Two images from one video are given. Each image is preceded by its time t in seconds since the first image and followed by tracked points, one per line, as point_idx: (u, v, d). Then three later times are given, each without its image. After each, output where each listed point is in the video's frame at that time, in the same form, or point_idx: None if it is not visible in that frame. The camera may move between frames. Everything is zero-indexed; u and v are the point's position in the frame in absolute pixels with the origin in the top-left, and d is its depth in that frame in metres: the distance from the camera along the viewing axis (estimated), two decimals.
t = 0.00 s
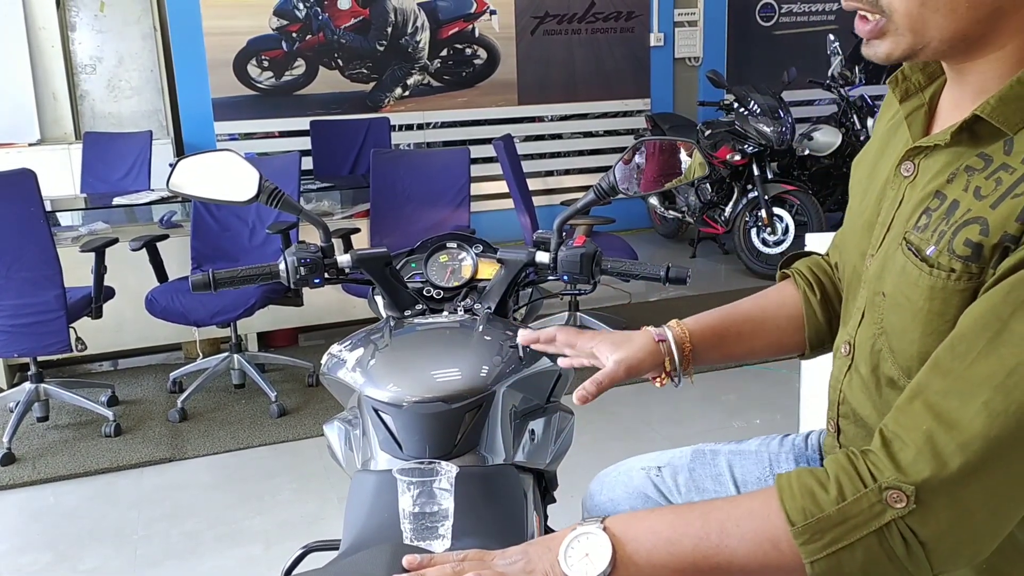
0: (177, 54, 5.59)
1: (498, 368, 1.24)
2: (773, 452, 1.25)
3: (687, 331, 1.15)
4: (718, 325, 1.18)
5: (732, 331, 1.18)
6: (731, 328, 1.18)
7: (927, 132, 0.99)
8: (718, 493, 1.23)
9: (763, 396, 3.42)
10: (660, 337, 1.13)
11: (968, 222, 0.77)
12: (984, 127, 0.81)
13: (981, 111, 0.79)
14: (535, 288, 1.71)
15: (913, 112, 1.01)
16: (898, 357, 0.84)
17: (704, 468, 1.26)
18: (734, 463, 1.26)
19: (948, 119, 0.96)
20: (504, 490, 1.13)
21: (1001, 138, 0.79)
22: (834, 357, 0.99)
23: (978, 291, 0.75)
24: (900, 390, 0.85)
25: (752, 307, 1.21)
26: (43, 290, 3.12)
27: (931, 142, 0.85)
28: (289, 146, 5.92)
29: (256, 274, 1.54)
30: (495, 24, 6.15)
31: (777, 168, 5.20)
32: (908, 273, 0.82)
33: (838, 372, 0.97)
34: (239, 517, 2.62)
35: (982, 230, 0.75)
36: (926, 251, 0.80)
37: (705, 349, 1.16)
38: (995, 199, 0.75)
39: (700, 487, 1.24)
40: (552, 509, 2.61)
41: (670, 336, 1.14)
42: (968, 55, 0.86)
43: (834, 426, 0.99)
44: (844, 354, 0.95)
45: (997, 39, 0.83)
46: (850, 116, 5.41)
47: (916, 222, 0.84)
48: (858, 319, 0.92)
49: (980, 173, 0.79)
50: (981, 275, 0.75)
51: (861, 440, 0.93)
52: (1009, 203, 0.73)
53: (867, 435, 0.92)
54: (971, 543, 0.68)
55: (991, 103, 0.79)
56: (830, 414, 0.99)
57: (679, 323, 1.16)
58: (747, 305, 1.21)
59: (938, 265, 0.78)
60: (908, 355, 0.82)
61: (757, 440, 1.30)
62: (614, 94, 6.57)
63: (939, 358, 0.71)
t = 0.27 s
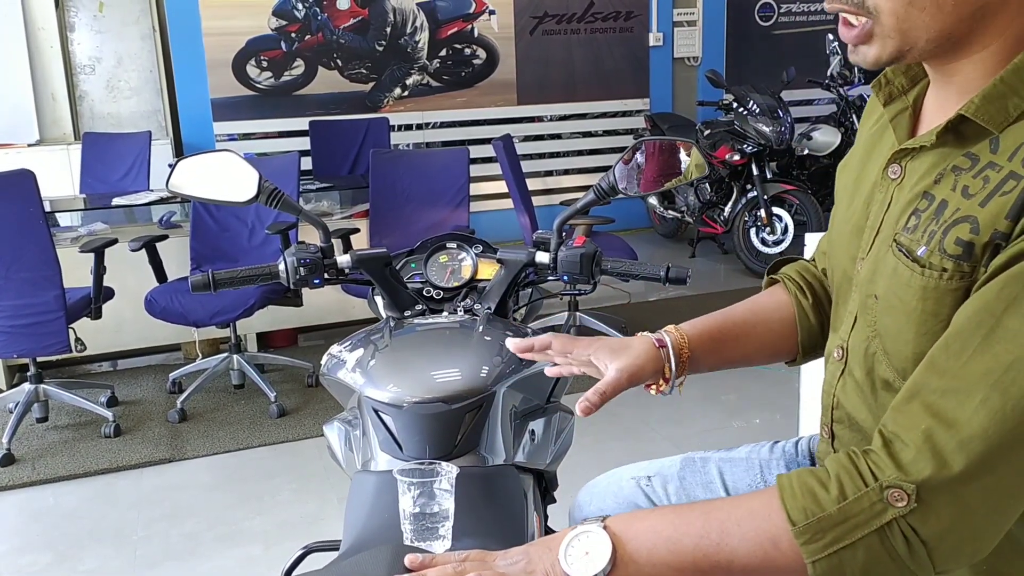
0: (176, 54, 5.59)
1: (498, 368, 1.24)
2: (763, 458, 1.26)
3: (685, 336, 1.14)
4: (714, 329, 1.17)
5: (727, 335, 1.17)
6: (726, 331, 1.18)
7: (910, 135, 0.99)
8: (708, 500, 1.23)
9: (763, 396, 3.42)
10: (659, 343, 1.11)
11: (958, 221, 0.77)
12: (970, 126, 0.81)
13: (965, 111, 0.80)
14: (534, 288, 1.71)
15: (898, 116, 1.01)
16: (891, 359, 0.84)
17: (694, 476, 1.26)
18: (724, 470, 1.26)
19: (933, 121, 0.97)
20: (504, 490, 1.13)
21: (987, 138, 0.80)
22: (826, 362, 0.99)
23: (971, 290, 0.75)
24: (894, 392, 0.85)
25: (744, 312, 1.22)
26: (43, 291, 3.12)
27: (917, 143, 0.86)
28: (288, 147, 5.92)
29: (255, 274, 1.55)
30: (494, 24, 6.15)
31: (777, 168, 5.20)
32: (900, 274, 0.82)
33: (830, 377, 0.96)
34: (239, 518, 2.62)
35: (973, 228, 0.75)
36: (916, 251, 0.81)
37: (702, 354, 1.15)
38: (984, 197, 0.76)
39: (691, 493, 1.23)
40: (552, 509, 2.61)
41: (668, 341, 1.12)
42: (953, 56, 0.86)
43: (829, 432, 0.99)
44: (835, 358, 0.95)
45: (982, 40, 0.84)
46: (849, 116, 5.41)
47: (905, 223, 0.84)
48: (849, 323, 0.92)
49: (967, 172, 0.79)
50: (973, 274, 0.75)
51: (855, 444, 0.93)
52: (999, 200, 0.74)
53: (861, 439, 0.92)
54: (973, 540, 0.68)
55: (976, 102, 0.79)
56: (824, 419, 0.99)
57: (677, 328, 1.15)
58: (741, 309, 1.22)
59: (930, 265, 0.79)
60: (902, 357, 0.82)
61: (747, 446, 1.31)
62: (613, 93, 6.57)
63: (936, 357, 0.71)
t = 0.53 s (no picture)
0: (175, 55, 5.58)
1: (496, 368, 1.24)
2: (747, 466, 1.26)
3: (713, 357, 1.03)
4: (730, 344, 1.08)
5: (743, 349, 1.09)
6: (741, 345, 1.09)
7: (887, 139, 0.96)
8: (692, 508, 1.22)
9: (762, 396, 3.42)
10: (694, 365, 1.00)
11: (944, 221, 0.77)
12: (950, 126, 0.81)
13: (945, 111, 0.80)
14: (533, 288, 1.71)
15: (871, 119, 0.99)
16: (880, 363, 0.84)
17: (678, 485, 1.26)
18: (708, 479, 1.26)
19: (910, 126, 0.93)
20: (502, 489, 1.13)
21: (965, 137, 0.80)
22: (809, 368, 0.99)
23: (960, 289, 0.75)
24: (883, 396, 0.85)
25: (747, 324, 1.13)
26: (41, 292, 3.11)
27: (896, 147, 0.86)
28: (287, 147, 5.92)
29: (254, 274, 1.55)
30: (493, 24, 6.15)
31: (776, 168, 5.20)
32: (886, 276, 0.82)
33: (815, 383, 0.96)
34: (239, 518, 2.62)
35: (960, 228, 0.75)
36: (903, 253, 0.81)
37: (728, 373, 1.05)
38: (968, 196, 0.76)
39: (675, 502, 1.23)
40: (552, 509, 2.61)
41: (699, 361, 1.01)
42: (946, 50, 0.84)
43: (813, 440, 0.98)
44: (819, 364, 0.95)
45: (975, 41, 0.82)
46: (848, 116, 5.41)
47: (888, 226, 0.84)
48: (833, 328, 0.92)
49: (948, 172, 0.79)
50: (961, 274, 0.75)
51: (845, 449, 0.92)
52: (983, 198, 0.74)
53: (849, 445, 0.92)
54: (972, 538, 0.69)
55: (956, 102, 0.80)
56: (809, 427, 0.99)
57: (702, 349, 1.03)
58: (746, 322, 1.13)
59: (918, 266, 0.78)
60: (892, 360, 0.82)
61: (730, 455, 1.30)
62: (612, 93, 6.57)
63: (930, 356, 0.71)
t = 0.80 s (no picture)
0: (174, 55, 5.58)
1: (495, 369, 1.24)
2: (733, 476, 1.25)
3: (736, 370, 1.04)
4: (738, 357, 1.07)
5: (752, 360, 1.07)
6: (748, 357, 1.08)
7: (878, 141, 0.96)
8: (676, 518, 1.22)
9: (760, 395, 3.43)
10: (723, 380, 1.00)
11: (950, 221, 0.77)
12: (949, 126, 0.82)
13: (946, 109, 0.80)
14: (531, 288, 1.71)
15: (861, 120, 0.99)
16: (880, 365, 0.84)
17: (664, 491, 1.25)
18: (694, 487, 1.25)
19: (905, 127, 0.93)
20: (502, 489, 1.13)
21: (965, 137, 0.80)
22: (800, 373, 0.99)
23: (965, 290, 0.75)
24: (883, 397, 0.85)
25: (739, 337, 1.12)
26: (40, 292, 3.11)
27: (893, 148, 0.86)
28: (286, 147, 5.92)
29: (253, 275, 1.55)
30: (492, 24, 6.15)
31: (774, 168, 5.20)
32: (887, 277, 0.82)
33: (806, 388, 0.96)
34: (238, 519, 2.62)
35: (969, 229, 0.75)
36: (905, 254, 0.81)
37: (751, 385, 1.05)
38: (974, 196, 0.76)
39: (661, 510, 1.23)
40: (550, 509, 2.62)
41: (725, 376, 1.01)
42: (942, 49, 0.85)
43: (803, 445, 0.99)
44: (810, 368, 0.95)
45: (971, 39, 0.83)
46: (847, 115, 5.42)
47: (887, 227, 0.84)
48: (826, 333, 0.92)
49: (949, 172, 0.79)
50: (967, 274, 0.75)
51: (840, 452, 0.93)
52: (990, 198, 0.74)
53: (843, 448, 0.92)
54: (975, 534, 0.69)
55: (956, 101, 0.80)
56: (800, 432, 0.99)
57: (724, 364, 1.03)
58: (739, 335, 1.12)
59: (923, 266, 0.78)
60: (894, 363, 0.82)
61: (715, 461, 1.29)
62: (611, 93, 6.57)
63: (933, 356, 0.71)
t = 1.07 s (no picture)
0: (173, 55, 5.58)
1: (493, 368, 1.24)
2: (725, 477, 1.24)
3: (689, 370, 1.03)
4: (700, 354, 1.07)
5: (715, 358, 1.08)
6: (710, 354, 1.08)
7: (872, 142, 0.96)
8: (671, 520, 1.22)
9: (760, 395, 3.43)
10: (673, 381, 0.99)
11: (947, 225, 0.77)
12: (944, 128, 0.82)
13: (942, 111, 0.80)
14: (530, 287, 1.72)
15: (855, 120, 0.99)
16: (874, 368, 0.84)
17: (659, 492, 1.26)
18: (689, 488, 1.25)
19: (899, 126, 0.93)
20: (501, 489, 1.13)
21: (960, 138, 0.80)
22: (794, 375, 0.99)
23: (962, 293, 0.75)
24: (879, 401, 0.85)
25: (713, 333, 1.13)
26: (39, 293, 3.12)
27: (888, 149, 0.86)
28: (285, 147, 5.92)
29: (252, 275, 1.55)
30: (490, 24, 6.15)
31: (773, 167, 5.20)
32: (883, 280, 0.82)
33: (799, 390, 0.97)
34: (238, 519, 2.62)
35: (967, 233, 0.75)
36: (901, 257, 0.81)
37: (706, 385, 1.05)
38: (972, 199, 0.76)
39: (656, 511, 1.23)
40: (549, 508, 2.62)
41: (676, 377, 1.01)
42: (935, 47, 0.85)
43: (799, 446, 1.00)
44: (804, 370, 0.96)
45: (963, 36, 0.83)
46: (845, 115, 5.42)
47: (883, 229, 0.84)
48: (820, 335, 0.92)
49: (945, 174, 0.80)
50: (963, 278, 0.75)
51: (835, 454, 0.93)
52: (988, 201, 0.74)
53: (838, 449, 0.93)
54: (971, 539, 0.69)
55: (952, 103, 0.80)
56: (794, 433, 1.00)
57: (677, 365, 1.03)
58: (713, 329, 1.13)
59: (919, 270, 0.78)
60: (888, 367, 0.82)
61: (710, 463, 1.29)
62: (610, 93, 6.57)
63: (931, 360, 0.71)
